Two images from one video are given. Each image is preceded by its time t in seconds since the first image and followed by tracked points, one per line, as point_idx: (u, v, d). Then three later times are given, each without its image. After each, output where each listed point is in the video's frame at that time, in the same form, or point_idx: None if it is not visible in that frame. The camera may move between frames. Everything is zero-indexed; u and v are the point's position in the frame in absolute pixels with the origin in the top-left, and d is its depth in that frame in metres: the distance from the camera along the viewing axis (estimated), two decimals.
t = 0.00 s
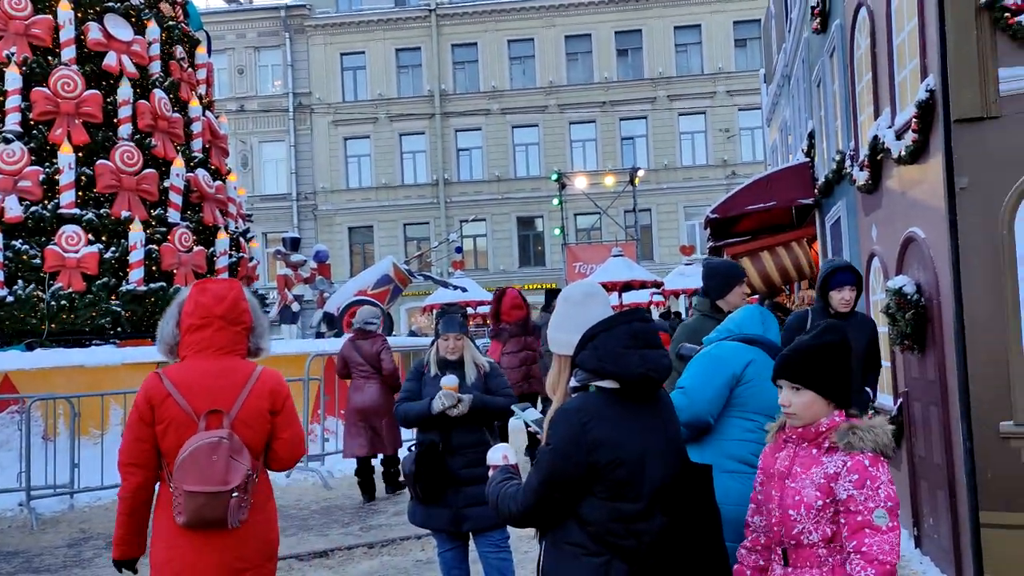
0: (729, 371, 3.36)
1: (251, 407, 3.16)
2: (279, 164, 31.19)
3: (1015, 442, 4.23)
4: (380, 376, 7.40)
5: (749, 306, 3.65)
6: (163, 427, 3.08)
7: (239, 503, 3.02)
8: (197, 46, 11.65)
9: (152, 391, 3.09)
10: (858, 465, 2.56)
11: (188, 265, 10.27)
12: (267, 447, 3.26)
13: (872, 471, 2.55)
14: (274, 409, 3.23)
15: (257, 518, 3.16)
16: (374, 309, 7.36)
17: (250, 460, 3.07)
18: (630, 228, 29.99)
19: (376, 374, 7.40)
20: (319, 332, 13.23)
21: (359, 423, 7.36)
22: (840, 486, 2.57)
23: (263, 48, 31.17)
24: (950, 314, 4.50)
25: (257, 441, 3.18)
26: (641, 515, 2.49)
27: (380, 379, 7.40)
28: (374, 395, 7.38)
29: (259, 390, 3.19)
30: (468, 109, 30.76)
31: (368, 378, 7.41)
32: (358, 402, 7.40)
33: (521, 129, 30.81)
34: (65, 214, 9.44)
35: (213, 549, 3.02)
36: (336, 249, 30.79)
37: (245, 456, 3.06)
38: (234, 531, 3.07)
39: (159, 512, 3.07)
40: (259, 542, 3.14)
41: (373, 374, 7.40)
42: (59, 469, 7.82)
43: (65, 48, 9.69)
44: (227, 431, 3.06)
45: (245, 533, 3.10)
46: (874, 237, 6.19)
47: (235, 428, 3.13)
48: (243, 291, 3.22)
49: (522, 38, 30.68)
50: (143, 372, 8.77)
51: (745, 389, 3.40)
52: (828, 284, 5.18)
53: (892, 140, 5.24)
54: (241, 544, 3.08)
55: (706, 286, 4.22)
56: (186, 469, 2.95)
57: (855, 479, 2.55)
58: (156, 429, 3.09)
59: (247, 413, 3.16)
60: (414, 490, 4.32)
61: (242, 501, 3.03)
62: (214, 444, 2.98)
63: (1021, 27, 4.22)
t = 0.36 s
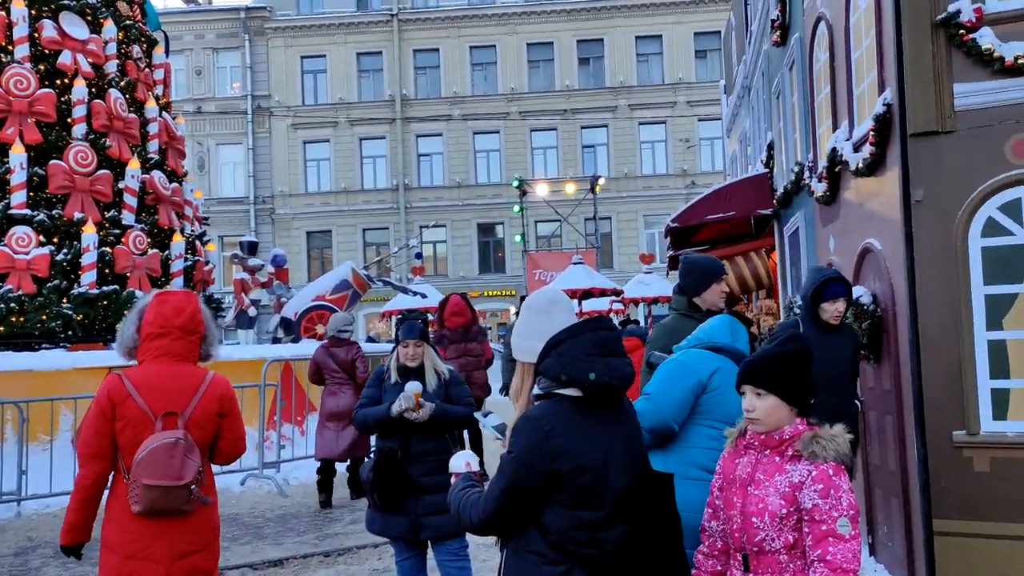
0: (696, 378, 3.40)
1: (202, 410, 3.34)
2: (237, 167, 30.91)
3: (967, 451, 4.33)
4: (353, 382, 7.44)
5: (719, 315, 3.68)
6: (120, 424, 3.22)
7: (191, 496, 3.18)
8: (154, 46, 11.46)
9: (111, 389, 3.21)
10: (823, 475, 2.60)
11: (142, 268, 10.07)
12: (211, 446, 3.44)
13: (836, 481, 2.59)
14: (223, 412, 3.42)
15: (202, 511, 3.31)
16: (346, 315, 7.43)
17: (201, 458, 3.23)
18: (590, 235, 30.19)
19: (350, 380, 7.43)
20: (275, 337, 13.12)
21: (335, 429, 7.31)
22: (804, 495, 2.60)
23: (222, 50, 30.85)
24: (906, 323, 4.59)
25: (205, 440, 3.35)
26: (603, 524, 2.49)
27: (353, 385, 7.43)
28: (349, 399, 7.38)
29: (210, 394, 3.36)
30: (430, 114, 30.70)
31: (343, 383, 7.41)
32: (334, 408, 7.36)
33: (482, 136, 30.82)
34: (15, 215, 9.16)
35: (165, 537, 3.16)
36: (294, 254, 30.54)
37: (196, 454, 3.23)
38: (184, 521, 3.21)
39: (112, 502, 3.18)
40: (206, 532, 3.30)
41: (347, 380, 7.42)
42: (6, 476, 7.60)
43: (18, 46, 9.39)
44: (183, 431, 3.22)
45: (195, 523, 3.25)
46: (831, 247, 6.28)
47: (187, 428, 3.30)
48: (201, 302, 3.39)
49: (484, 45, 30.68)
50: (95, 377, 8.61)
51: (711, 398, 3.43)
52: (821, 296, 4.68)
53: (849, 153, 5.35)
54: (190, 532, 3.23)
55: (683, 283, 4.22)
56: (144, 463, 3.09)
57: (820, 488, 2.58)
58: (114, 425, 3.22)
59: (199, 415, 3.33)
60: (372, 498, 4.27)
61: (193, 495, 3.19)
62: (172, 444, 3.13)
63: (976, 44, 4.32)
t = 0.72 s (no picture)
0: (668, 390, 3.42)
1: (146, 417, 3.39)
2: (205, 174, 30.66)
3: (931, 463, 4.43)
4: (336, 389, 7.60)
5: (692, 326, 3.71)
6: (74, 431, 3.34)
7: (129, 498, 3.24)
8: (122, 51, 11.31)
9: (62, 397, 3.34)
10: (783, 489, 2.59)
11: (106, 276, 9.90)
12: (161, 452, 3.48)
13: (795, 496, 2.58)
14: (169, 419, 3.46)
15: (148, 511, 3.38)
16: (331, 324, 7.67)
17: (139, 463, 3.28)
18: (560, 246, 30.27)
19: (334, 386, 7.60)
20: (242, 346, 12.96)
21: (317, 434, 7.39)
22: (762, 509, 2.60)
23: (191, 56, 30.61)
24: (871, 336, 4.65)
25: (149, 448, 3.39)
26: (569, 537, 2.49)
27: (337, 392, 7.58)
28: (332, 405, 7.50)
29: (155, 402, 3.42)
30: (401, 123, 30.65)
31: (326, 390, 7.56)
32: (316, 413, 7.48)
33: (453, 146, 30.80)
34: None
35: (107, 535, 3.26)
36: (262, 262, 30.29)
37: (137, 459, 3.29)
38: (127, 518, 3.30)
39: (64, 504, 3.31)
40: (152, 531, 3.37)
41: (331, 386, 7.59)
42: None
43: None
44: (122, 438, 3.28)
45: (138, 521, 3.33)
46: (799, 260, 6.37)
47: (131, 435, 3.36)
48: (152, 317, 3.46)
49: (456, 55, 30.74)
50: (56, 386, 8.32)
51: (682, 409, 3.44)
52: (817, 307, 4.11)
53: (816, 167, 5.42)
54: (133, 531, 3.31)
55: (695, 298, 3.79)
56: (80, 466, 3.17)
57: (777, 503, 2.58)
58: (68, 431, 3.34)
59: (143, 421, 3.38)
60: (340, 509, 4.26)
61: (132, 496, 3.26)
62: (107, 448, 3.20)
63: (940, 63, 4.46)
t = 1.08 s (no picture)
0: (646, 403, 3.43)
1: (132, 428, 3.60)
2: (185, 184, 30.51)
3: (907, 476, 4.52)
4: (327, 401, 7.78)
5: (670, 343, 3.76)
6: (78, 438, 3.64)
7: (110, 503, 3.46)
8: (102, 61, 11.21)
9: (67, 407, 3.65)
10: (762, 503, 2.60)
11: (84, 286, 9.83)
12: (149, 460, 3.68)
13: (775, 510, 2.59)
14: (154, 431, 3.64)
15: (132, 516, 3.58)
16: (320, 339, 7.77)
17: (119, 471, 3.48)
18: (541, 258, 30.32)
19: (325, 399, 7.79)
20: (220, 357, 12.87)
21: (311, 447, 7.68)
22: (741, 523, 2.61)
23: (172, 65, 30.51)
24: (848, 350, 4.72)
25: (134, 456, 3.60)
26: (548, 550, 2.49)
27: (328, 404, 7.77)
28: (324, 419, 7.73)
29: (141, 414, 3.62)
30: (382, 135, 30.62)
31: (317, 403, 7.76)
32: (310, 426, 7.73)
33: (434, 158, 30.80)
34: None
35: (96, 535, 3.50)
36: (242, 273, 30.14)
37: (119, 466, 3.49)
38: (115, 520, 3.53)
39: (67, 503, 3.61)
40: (140, 532, 3.59)
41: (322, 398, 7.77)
42: None
43: None
44: (106, 446, 3.49)
45: (123, 523, 3.54)
46: (777, 274, 6.43)
47: (118, 444, 3.57)
48: (142, 334, 3.67)
49: (438, 67, 30.81)
50: (31, 398, 8.04)
51: (660, 420, 3.46)
52: (834, 317, 4.13)
53: (795, 182, 5.47)
54: (119, 532, 3.53)
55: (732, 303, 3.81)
56: (65, 473, 3.42)
57: (757, 517, 2.60)
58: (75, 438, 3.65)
59: (128, 432, 3.58)
60: (319, 523, 4.21)
61: (114, 501, 3.48)
62: (87, 456, 3.42)
63: (917, 80, 4.55)
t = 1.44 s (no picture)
0: (631, 419, 3.47)
1: (138, 436, 3.89)
2: (171, 197, 30.44)
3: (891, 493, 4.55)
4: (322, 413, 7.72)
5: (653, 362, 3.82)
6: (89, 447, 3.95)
7: (116, 504, 3.75)
8: (89, 74, 11.18)
9: (80, 418, 3.96)
10: (752, 524, 2.61)
11: (68, 298, 9.77)
12: (156, 466, 3.96)
13: (764, 531, 2.60)
14: (158, 438, 3.93)
15: (139, 517, 3.88)
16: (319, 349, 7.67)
17: (125, 475, 3.77)
18: (527, 273, 30.36)
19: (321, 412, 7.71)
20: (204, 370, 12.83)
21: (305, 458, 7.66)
22: (731, 544, 2.62)
23: (159, 79, 30.49)
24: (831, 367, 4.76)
25: (140, 463, 3.88)
26: (534, 569, 2.49)
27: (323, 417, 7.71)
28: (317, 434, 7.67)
29: (146, 423, 3.91)
30: (369, 149, 30.64)
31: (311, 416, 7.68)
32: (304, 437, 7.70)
33: (421, 172, 30.84)
34: None
35: (105, 533, 3.81)
36: (227, 287, 30.03)
37: (124, 471, 3.78)
38: (123, 520, 3.83)
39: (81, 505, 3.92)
40: (146, 532, 3.89)
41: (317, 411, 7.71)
42: None
43: None
44: (112, 452, 3.79)
45: (130, 524, 3.84)
46: (763, 291, 6.47)
47: (125, 451, 3.86)
48: (148, 350, 3.97)
49: (425, 83, 30.89)
50: (13, 413, 7.91)
51: (645, 436, 3.49)
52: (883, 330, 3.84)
53: (780, 200, 5.52)
54: (126, 531, 3.83)
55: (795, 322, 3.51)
56: (77, 476, 3.72)
57: (747, 537, 2.60)
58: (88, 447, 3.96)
59: (134, 439, 3.87)
60: (303, 539, 4.21)
61: (119, 502, 3.77)
62: (94, 461, 3.72)
63: (901, 100, 4.61)
